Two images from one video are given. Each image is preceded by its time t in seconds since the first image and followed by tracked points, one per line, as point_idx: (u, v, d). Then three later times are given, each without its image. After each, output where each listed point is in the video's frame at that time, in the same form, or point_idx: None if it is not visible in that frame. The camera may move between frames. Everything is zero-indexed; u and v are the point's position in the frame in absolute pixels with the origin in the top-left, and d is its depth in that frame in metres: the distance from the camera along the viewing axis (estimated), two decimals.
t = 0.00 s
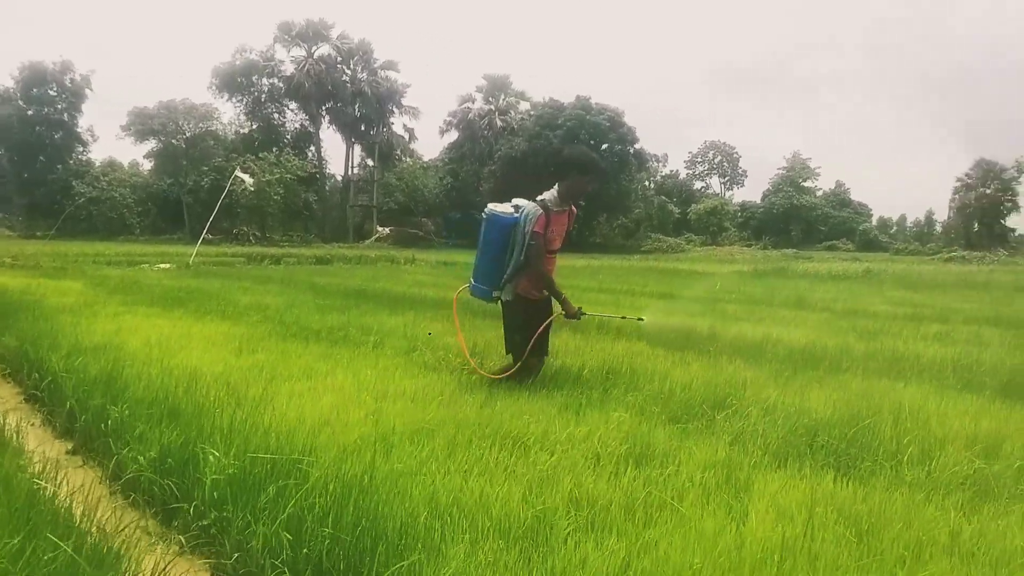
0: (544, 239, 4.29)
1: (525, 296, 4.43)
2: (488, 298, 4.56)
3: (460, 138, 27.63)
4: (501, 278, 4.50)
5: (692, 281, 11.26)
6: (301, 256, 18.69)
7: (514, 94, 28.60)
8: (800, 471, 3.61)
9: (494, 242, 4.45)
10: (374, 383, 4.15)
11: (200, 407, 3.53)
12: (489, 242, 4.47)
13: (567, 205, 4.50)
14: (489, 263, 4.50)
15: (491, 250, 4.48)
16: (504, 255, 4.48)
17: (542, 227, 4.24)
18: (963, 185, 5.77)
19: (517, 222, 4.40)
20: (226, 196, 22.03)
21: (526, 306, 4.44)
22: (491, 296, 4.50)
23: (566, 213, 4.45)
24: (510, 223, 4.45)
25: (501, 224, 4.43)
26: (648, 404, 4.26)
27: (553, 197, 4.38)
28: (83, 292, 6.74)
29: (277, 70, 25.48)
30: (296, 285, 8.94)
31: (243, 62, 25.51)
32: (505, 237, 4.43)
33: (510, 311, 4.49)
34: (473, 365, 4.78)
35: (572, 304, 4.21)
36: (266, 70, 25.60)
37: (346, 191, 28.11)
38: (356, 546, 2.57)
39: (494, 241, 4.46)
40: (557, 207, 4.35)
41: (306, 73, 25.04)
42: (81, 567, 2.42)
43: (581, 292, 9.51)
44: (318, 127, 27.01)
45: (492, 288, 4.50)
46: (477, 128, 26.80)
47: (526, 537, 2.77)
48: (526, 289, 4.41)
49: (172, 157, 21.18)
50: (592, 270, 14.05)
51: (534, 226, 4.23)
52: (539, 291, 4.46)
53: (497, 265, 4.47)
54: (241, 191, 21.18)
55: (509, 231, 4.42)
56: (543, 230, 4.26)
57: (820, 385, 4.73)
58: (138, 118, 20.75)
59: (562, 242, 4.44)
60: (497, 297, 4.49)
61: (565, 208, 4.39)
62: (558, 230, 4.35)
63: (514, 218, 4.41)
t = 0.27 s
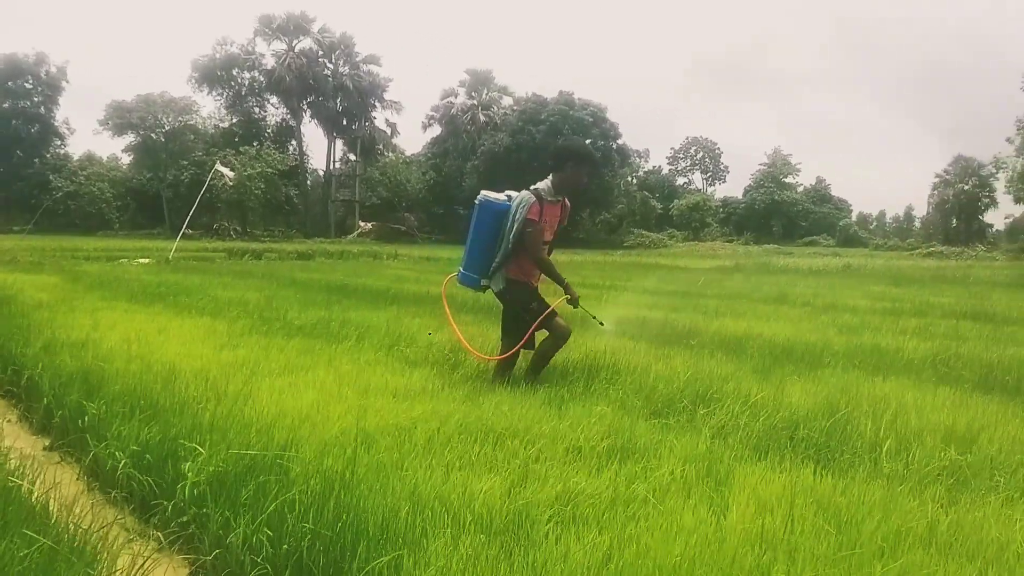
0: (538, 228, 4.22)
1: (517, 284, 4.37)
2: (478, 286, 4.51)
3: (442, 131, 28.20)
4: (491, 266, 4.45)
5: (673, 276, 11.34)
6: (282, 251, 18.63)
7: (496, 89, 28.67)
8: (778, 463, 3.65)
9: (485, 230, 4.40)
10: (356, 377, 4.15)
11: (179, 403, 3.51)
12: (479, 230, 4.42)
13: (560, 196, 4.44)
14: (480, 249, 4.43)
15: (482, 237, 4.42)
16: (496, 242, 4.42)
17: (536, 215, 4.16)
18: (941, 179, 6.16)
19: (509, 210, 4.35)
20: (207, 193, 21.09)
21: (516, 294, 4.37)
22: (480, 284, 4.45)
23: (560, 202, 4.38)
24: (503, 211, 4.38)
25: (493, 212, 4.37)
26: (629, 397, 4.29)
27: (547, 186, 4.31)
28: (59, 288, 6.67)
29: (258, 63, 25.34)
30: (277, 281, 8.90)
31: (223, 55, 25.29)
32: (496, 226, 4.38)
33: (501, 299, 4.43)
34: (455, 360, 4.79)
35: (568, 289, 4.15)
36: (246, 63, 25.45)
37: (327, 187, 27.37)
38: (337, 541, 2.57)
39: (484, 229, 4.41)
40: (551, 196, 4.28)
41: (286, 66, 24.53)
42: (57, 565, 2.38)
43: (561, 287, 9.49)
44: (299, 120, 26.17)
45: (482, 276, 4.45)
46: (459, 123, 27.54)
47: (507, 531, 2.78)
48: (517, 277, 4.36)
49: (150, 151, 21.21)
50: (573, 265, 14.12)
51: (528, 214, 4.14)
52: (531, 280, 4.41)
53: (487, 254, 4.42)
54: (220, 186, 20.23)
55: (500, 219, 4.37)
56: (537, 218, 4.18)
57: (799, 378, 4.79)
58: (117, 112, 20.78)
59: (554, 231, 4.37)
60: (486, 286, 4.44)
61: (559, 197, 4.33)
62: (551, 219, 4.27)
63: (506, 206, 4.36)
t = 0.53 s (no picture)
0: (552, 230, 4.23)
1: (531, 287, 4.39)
2: (489, 288, 4.50)
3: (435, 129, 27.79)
4: (503, 268, 4.45)
5: (669, 274, 11.32)
6: (274, 250, 18.63)
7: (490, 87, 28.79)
8: (773, 460, 3.66)
9: (496, 231, 4.38)
10: (349, 376, 4.15)
11: (172, 402, 3.50)
12: (490, 231, 4.39)
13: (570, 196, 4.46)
14: (491, 251, 4.41)
15: (493, 239, 4.40)
16: (506, 243, 4.40)
17: (551, 217, 4.17)
18: (933, 179, 6.18)
19: (520, 211, 4.34)
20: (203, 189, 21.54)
21: (530, 297, 4.35)
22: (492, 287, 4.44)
23: (571, 203, 4.40)
24: (514, 212, 4.36)
25: (504, 213, 4.36)
26: (624, 396, 4.30)
27: (558, 186, 4.33)
28: (51, 286, 6.68)
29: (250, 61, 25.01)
30: (270, 279, 8.90)
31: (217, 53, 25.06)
32: (508, 227, 4.37)
33: (513, 301, 4.43)
34: (449, 358, 4.80)
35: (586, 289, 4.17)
36: (240, 62, 25.12)
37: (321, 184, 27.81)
38: (330, 542, 2.56)
39: (495, 230, 4.39)
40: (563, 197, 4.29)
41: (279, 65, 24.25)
42: (48, 565, 2.37)
43: (555, 285, 9.47)
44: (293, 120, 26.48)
45: (493, 278, 4.45)
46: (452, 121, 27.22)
47: (503, 530, 2.78)
48: (531, 280, 4.36)
49: (143, 149, 20.98)
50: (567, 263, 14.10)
51: (543, 216, 4.15)
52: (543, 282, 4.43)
53: (499, 255, 4.41)
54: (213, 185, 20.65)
55: (511, 221, 4.37)
56: (551, 221, 4.20)
57: (794, 375, 4.81)
58: (109, 110, 20.60)
59: (566, 233, 4.39)
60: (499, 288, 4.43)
61: (570, 198, 4.35)
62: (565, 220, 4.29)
63: (517, 207, 4.35)
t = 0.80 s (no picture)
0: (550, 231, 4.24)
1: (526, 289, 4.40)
2: (484, 289, 4.50)
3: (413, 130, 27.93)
4: (498, 268, 4.45)
5: (644, 275, 11.47)
6: (249, 252, 18.50)
7: (468, 88, 29.17)
8: (747, 459, 3.71)
9: (493, 231, 4.38)
10: (325, 379, 4.15)
11: (145, 407, 3.48)
12: (487, 231, 4.39)
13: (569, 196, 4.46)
14: (487, 251, 4.41)
15: (490, 239, 4.40)
16: (501, 242, 4.40)
17: (549, 218, 4.18)
18: (908, 178, 6.28)
19: (517, 212, 4.35)
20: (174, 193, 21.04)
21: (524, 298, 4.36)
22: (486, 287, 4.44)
23: (569, 204, 4.40)
24: (512, 211, 4.37)
25: (501, 213, 4.37)
26: (600, 397, 4.34)
27: (556, 186, 4.33)
28: (18, 291, 6.59)
29: (225, 62, 25.10)
30: (246, 282, 8.88)
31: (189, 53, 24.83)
32: (505, 227, 4.37)
33: (507, 303, 4.44)
34: (426, 360, 4.81)
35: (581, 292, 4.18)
36: (214, 63, 25.16)
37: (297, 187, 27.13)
38: (304, 546, 2.55)
39: (492, 230, 4.39)
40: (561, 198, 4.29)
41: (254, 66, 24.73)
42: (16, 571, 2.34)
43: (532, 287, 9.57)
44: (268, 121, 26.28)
45: (489, 279, 4.46)
46: (431, 122, 27.37)
47: (480, 532, 2.79)
48: (526, 281, 4.38)
49: (115, 151, 20.27)
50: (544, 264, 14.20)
51: (541, 217, 4.16)
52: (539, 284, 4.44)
53: (495, 256, 4.42)
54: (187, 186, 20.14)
55: (509, 221, 4.37)
56: (549, 222, 4.20)
57: (767, 374, 4.88)
58: (80, 112, 19.92)
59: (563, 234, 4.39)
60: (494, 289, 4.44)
61: (568, 199, 4.36)
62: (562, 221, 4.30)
63: (514, 208, 4.36)
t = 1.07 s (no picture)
0: (541, 232, 4.26)
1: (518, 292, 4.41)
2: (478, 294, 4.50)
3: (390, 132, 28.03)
4: (490, 272, 4.46)
5: (621, 277, 11.56)
6: (224, 254, 18.34)
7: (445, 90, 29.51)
8: (724, 459, 3.74)
9: (485, 234, 4.39)
10: (303, 381, 4.13)
11: (119, 410, 3.45)
12: (479, 234, 4.40)
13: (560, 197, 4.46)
14: (479, 255, 4.42)
15: (483, 243, 4.41)
16: (494, 247, 4.41)
17: (540, 219, 4.19)
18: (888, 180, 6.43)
19: (509, 214, 4.37)
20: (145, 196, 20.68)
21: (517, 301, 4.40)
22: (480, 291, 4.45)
23: (560, 204, 4.41)
24: (503, 215, 4.39)
25: (492, 216, 4.38)
26: (579, 398, 4.36)
27: (547, 187, 4.34)
28: None
29: (201, 62, 24.32)
30: (222, 284, 8.83)
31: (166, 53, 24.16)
32: (497, 230, 4.38)
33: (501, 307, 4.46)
34: (405, 363, 4.81)
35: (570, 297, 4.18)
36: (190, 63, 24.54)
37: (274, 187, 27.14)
38: (280, 549, 2.54)
39: (484, 233, 4.40)
40: (552, 199, 4.31)
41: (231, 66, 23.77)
42: None
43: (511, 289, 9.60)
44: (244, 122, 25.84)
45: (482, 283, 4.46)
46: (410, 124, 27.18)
47: (457, 533, 2.80)
48: (518, 284, 4.39)
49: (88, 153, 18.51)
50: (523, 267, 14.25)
51: (532, 218, 4.18)
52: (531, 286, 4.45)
53: (488, 260, 4.42)
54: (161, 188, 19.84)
55: (500, 224, 4.39)
56: (540, 223, 4.22)
57: (744, 375, 4.94)
58: (51, 111, 17.53)
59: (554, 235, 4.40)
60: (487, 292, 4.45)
61: (559, 199, 4.37)
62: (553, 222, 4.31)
63: (505, 210, 4.37)
